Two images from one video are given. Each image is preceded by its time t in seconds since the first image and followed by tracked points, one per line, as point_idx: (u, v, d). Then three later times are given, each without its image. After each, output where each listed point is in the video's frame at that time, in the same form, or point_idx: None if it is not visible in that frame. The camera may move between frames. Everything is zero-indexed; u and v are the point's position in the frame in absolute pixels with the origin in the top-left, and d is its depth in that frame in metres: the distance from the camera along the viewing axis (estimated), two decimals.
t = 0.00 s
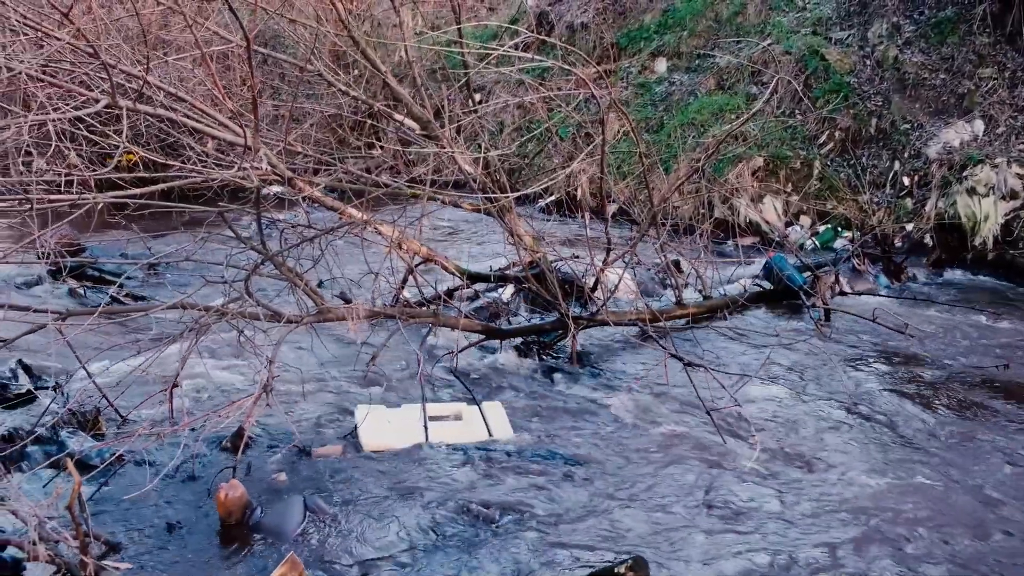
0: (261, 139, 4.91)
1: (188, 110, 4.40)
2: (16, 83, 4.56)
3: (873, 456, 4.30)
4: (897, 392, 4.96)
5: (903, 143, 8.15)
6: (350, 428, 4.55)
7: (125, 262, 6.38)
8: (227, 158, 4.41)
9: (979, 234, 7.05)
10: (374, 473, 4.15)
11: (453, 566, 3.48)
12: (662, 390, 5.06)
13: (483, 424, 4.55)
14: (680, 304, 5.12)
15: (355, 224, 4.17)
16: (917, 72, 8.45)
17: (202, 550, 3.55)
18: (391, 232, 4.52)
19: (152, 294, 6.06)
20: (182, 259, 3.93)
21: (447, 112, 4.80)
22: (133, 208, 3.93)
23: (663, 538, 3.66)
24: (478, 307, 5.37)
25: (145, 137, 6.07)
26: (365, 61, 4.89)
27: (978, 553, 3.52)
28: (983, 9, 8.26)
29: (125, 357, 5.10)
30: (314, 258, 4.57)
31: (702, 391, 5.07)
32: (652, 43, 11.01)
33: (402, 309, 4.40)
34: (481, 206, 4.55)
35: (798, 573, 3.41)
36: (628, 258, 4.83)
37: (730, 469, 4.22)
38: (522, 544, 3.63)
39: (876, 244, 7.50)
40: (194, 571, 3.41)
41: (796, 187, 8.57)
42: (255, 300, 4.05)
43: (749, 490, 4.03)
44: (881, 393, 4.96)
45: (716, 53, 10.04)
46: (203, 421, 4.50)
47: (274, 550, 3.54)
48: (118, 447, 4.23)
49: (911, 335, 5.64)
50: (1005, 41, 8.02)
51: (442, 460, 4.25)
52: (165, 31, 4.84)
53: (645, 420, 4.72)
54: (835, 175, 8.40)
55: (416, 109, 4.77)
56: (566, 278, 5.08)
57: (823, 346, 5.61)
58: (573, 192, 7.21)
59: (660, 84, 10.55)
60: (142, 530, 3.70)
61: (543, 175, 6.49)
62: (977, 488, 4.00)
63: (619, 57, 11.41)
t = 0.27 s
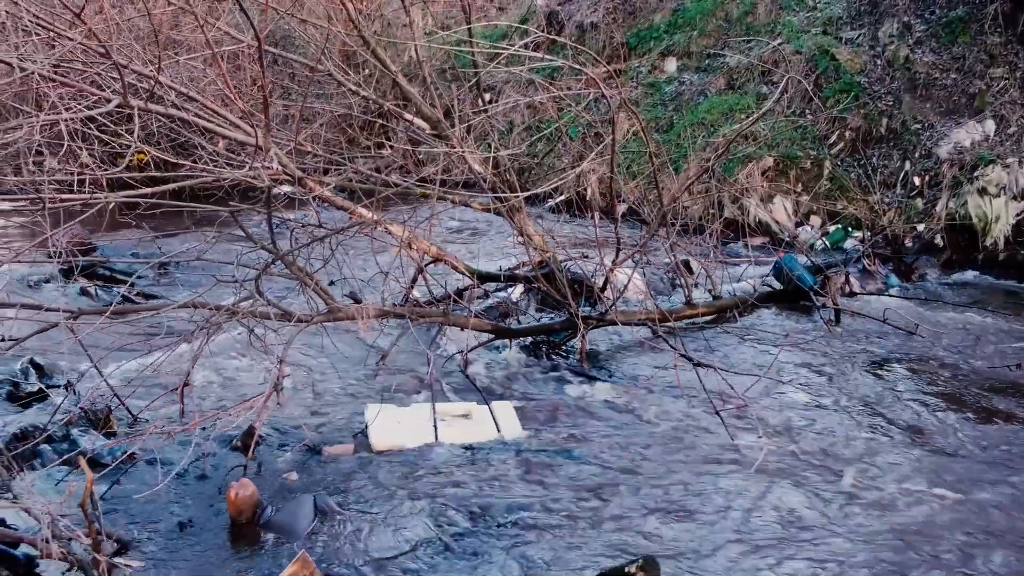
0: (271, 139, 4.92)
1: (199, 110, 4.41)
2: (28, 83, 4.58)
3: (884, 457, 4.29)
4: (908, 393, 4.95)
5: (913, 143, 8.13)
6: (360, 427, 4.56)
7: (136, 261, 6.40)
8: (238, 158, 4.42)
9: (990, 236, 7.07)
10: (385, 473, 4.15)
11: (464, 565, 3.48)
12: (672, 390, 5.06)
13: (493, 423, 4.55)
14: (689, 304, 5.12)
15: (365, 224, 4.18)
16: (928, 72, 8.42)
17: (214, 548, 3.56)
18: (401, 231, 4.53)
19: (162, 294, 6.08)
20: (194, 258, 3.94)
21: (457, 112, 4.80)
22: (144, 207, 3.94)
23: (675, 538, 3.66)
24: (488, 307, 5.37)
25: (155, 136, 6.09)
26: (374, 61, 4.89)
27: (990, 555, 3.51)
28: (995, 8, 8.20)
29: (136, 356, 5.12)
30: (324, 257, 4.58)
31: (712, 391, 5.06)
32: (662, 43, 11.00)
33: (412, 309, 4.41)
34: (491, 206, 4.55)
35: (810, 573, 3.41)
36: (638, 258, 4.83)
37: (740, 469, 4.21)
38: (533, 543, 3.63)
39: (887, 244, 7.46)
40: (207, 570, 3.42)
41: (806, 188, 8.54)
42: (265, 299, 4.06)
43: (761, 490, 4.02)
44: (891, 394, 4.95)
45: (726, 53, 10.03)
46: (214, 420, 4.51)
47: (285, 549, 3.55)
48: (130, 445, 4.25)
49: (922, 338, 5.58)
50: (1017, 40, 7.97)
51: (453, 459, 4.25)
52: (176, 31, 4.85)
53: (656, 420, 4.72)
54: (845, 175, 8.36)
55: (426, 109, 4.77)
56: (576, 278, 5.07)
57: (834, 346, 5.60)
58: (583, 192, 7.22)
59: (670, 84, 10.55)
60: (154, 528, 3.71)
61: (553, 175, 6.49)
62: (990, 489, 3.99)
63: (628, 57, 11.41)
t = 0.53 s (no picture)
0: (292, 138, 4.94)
1: (221, 109, 4.44)
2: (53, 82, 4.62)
3: (905, 458, 4.26)
4: (930, 395, 4.90)
5: (936, 143, 8.08)
6: (381, 426, 4.57)
7: (157, 260, 6.44)
8: (260, 157, 4.44)
9: (1012, 236, 6.95)
10: (404, 472, 4.15)
11: (484, 565, 3.48)
12: (692, 390, 5.05)
13: (512, 423, 4.55)
14: (710, 303, 5.12)
15: (386, 222, 4.18)
16: (951, 72, 8.37)
17: (235, 545, 3.58)
18: (421, 230, 4.54)
19: (183, 292, 6.12)
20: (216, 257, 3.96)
21: (477, 111, 4.80)
22: (167, 205, 3.96)
23: (695, 539, 3.65)
24: (507, 306, 5.37)
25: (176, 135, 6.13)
26: (394, 60, 4.89)
27: (1015, 558, 3.48)
28: (1019, 7, 8.16)
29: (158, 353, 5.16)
30: (345, 256, 4.59)
31: (731, 391, 5.04)
32: (682, 42, 10.98)
33: (432, 308, 4.42)
34: (512, 205, 4.55)
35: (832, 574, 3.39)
36: (657, 257, 4.81)
37: (761, 470, 4.19)
38: (553, 543, 3.63)
39: (908, 244, 7.41)
40: (228, 568, 3.42)
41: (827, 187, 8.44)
42: (286, 297, 4.08)
43: (781, 491, 4.00)
44: (913, 395, 4.91)
45: (747, 53, 10.01)
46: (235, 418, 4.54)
47: (306, 547, 3.56)
48: (152, 443, 4.27)
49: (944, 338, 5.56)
50: None
51: (473, 458, 4.25)
52: (198, 31, 4.88)
53: (676, 421, 4.69)
54: (866, 175, 8.31)
55: (447, 108, 4.77)
56: (595, 278, 5.07)
57: (854, 347, 5.57)
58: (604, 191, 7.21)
59: (689, 84, 10.54)
60: (176, 525, 3.73)
61: (574, 174, 6.49)
62: (1014, 492, 3.95)
63: (648, 57, 11.39)
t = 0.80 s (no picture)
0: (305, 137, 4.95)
1: (235, 108, 4.45)
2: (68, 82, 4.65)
3: (919, 459, 4.24)
4: (944, 396, 4.88)
5: (950, 142, 8.04)
6: (393, 424, 4.58)
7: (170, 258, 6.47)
8: (273, 156, 4.44)
9: None
10: (417, 469, 4.16)
11: (496, 564, 3.48)
12: (704, 390, 5.04)
13: (525, 422, 4.55)
14: (723, 302, 5.11)
15: (399, 221, 4.19)
16: (966, 71, 8.34)
17: (249, 543, 3.59)
18: (435, 229, 4.54)
19: (197, 290, 6.15)
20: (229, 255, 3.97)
21: (490, 110, 4.80)
22: (181, 204, 3.97)
23: (708, 539, 3.64)
24: (520, 305, 5.38)
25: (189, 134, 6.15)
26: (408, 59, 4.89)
27: None
28: None
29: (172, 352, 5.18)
30: (358, 254, 4.60)
31: (744, 391, 5.03)
32: (695, 41, 10.97)
33: (445, 307, 4.42)
34: (524, 204, 4.54)
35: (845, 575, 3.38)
36: (670, 257, 4.80)
37: (774, 470, 4.18)
38: (565, 542, 3.62)
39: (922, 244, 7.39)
40: (240, 566, 3.43)
41: (840, 187, 8.49)
42: (300, 296, 4.08)
43: (794, 492, 3.99)
44: (927, 395, 4.89)
45: (760, 52, 9.99)
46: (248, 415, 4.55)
47: (319, 545, 3.57)
48: (166, 440, 4.29)
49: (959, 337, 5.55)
50: None
51: (486, 457, 4.25)
52: (213, 30, 4.90)
53: (689, 420, 4.69)
54: (880, 174, 8.33)
55: (460, 107, 4.77)
56: (608, 277, 5.06)
57: (867, 347, 5.55)
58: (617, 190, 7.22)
59: (703, 83, 10.54)
60: (190, 522, 3.74)
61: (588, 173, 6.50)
62: None
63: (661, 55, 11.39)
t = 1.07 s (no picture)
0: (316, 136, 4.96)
1: (246, 108, 4.46)
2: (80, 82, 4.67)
3: (930, 460, 4.22)
4: (957, 396, 4.86)
5: (962, 142, 8.01)
6: (404, 423, 4.58)
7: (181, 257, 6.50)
8: (284, 156, 4.45)
9: None
10: (428, 468, 4.16)
11: (505, 563, 3.48)
12: (715, 389, 5.03)
13: (536, 421, 4.54)
14: (733, 302, 5.10)
15: (410, 220, 4.19)
16: (978, 70, 8.31)
17: (260, 541, 3.59)
18: (445, 229, 4.55)
19: (208, 289, 6.17)
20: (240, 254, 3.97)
21: (501, 109, 4.79)
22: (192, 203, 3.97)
23: (718, 539, 3.64)
24: (530, 304, 5.38)
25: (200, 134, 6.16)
26: (417, 58, 4.88)
27: None
28: None
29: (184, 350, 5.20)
30: (369, 254, 4.61)
31: (755, 390, 5.02)
32: (706, 41, 10.98)
33: (455, 306, 4.42)
34: (535, 203, 4.54)
35: None
36: (680, 257, 4.79)
37: (783, 470, 4.17)
38: (574, 542, 3.62)
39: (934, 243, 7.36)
40: (252, 563, 3.44)
41: (851, 186, 8.50)
42: (311, 295, 4.08)
43: (805, 492, 3.98)
44: (939, 396, 4.87)
45: (771, 51, 9.99)
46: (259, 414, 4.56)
47: (329, 543, 3.58)
48: (177, 439, 4.31)
49: (971, 337, 5.53)
50: None
51: (496, 456, 4.25)
52: (224, 30, 4.91)
53: (698, 420, 4.68)
54: (892, 173, 8.31)
55: (471, 107, 4.78)
56: (618, 276, 5.06)
57: (879, 347, 5.53)
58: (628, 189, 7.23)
59: (713, 82, 10.55)
60: (201, 520, 3.76)
61: (600, 173, 6.51)
62: None
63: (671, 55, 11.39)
